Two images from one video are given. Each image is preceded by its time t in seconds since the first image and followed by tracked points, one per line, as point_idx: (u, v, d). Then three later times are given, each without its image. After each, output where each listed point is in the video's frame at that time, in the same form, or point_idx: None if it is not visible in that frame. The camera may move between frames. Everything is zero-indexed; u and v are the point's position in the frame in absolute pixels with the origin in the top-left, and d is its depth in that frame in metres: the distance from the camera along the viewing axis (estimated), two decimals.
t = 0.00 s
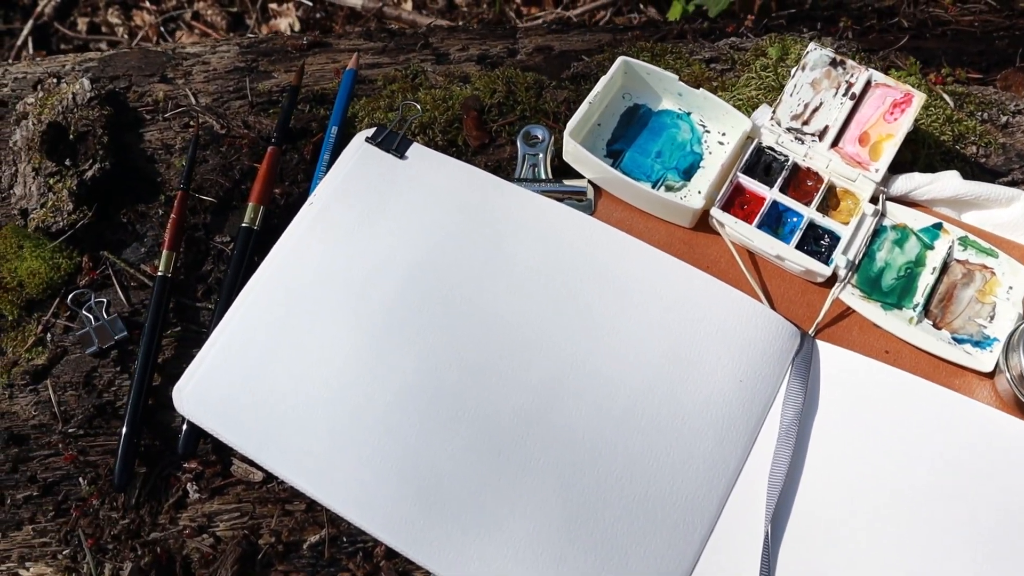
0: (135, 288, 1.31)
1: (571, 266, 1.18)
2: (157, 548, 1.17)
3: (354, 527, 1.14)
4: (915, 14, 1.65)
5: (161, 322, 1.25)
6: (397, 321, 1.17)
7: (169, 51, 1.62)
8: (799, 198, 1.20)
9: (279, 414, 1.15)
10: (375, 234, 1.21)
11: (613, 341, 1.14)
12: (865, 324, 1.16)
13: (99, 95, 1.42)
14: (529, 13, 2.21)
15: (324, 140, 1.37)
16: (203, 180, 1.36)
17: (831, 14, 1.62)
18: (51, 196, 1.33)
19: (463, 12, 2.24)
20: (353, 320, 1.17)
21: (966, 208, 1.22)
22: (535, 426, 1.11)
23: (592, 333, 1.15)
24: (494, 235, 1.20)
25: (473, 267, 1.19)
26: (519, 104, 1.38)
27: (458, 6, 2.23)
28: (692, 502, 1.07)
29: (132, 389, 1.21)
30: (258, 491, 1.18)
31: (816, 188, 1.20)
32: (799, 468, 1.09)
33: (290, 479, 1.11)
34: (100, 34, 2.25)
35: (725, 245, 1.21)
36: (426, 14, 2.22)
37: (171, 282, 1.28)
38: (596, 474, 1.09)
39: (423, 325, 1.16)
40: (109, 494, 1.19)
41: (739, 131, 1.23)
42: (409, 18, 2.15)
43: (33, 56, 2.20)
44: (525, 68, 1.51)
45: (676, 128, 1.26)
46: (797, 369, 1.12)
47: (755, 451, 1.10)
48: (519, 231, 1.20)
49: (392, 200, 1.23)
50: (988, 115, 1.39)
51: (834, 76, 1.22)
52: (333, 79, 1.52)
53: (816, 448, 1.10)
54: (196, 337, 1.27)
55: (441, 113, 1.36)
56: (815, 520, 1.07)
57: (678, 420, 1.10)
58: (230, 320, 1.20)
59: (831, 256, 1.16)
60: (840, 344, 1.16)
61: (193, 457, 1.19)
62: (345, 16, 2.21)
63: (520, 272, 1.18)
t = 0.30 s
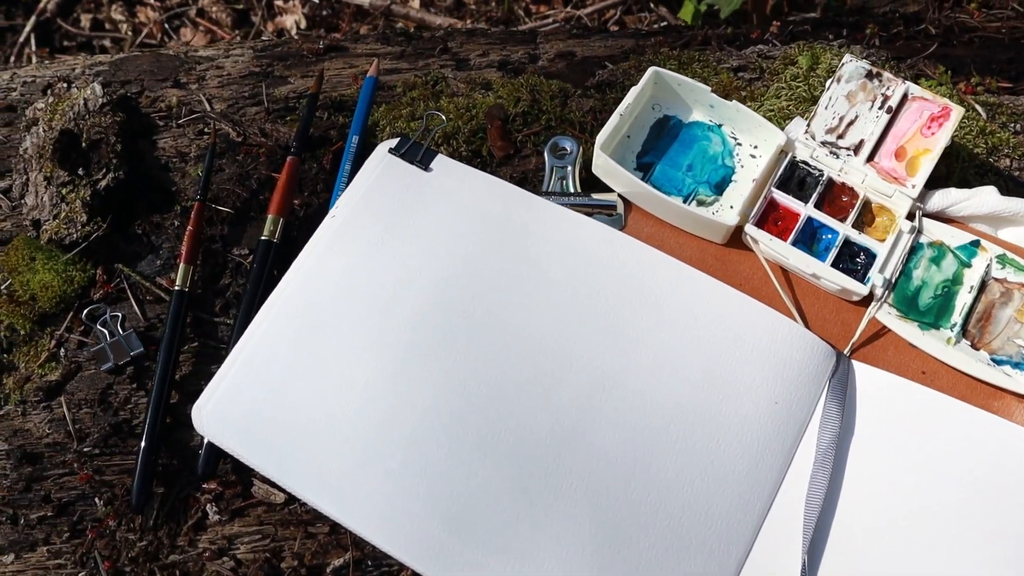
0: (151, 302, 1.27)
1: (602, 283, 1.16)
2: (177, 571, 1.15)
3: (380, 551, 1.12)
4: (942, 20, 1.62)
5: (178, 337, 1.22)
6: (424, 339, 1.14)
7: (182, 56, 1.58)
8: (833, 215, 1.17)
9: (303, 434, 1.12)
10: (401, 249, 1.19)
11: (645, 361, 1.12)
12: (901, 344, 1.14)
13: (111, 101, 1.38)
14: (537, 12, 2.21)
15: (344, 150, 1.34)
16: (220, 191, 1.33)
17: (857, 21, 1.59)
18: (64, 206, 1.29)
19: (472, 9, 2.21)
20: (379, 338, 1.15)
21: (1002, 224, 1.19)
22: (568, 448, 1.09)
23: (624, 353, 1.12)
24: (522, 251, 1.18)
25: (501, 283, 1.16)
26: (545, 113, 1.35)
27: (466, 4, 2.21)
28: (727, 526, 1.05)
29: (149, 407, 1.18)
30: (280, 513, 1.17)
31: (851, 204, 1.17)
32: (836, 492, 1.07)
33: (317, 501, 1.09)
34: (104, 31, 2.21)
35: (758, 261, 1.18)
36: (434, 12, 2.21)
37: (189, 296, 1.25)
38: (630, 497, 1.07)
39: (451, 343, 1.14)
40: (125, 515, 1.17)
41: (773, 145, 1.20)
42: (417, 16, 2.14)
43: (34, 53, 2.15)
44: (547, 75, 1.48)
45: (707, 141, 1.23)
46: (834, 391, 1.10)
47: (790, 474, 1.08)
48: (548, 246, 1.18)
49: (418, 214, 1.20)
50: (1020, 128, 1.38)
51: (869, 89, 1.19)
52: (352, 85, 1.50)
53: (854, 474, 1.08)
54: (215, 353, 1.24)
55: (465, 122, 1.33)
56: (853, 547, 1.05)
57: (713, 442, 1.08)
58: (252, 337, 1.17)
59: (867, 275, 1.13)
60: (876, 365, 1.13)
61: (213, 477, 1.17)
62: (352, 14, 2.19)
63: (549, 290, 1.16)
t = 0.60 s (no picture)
0: (165, 327, 1.26)
1: (624, 314, 1.14)
2: None
3: None
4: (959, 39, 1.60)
5: (193, 364, 1.20)
6: (445, 370, 1.12)
7: (193, 72, 1.56)
8: (858, 245, 1.16)
9: (322, 467, 1.10)
10: (420, 277, 1.17)
11: (668, 394, 1.10)
12: (925, 377, 1.13)
13: (123, 121, 1.37)
14: (543, 19, 2.22)
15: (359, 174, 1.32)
16: (234, 213, 1.32)
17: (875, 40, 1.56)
18: (76, 230, 1.28)
19: (477, 16, 2.21)
20: (398, 368, 1.12)
21: None
22: (592, 483, 1.07)
23: (647, 385, 1.10)
24: (543, 280, 1.16)
25: (523, 313, 1.14)
26: (563, 136, 1.33)
27: (471, 11, 2.21)
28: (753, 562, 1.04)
29: (165, 435, 1.16)
30: (298, 545, 1.16)
31: (875, 235, 1.16)
32: (862, 529, 1.06)
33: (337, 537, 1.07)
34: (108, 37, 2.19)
35: (781, 292, 1.17)
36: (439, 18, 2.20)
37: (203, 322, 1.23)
38: (655, 534, 1.05)
39: (471, 374, 1.12)
40: (140, 545, 1.16)
41: (796, 174, 1.18)
42: (423, 24, 2.13)
43: (39, 59, 2.14)
44: (562, 95, 1.46)
45: (728, 168, 1.22)
46: (859, 426, 1.09)
47: (814, 510, 1.07)
48: (569, 275, 1.16)
49: (436, 242, 1.18)
50: None
51: (894, 117, 1.17)
52: (366, 104, 1.48)
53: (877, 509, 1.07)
54: (230, 381, 1.22)
55: (482, 146, 1.31)
56: None
57: (738, 478, 1.06)
58: (269, 367, 1.15)
59: (892, 307, 1.12)
60: (900, 399, 1.13)
61: (229, 508, 1.16)
62: (358, 20, 2.18)
63: (570, 320, 1.14)
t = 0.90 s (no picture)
0: (185, 342, 1.24)
1: (657, 335, 1.12)
2: None
3: None
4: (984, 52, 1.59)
5: (214, 382, 1.18)
6: (476, 393, 1.10)
7: (209, 80, 1.54)
8: (892, 265, 1.14)
9: (351, 491, 1.08)
10: (448, 295, 1.15)
11: (703, 418, 1.08)
12: (962, 400, 1.11)
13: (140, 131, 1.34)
14: (552, 24, 2.20)
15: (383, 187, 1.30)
16: (254, 226, 1.29)
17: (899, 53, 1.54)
18: (94, 243, 1.25)
19: (485, 22, 2.20)
20: (428, 390, 1.11)
21: None
22: (627, 510, 1.05)
23: (681, 409, 1.09)
24: (575, 300, 1.14)
25: (554, 334, 1.13)
26: (589, 150, 1.31)
27: (479, 17, 2.20)
28: None
29: (186, 453, 1.14)
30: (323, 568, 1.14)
31: (910, 255, 1.14)
32: (899, 557, 1.04)
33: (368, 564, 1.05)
34: (113, 39, 2.16)
35: (815, 312, 1.15)
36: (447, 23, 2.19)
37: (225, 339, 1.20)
38: (690, 562, 1.04)
39: (503, 397, 1.10)
40: (161, 566, 1.15)
41: (830, 193, 1.17)
42: (433, 29, 2.06)
43: (43, 61, 2.11)
44: (585, 107, 1.44)
45: (760, 185, 1.20)
46: (896, 449, 1.07)
47: (850, 536, 1.05)
48: (600, 294, 1.14)
49: (464, 259, 1.16)
50: None
51: (929, 136, 1.15)
52: (387, 116, 1.46)
53: (915, 538, 1.05)
54: (252, 399, 1.20)
55: (508, 160, 1.29)
56: None
57: (775, 505, 1.05)
58: (293, 387, 1.13)
59: (928, 329, 1.11)
60: (937, 422, 1.11)
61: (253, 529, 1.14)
62: (366, 24, 2.15)
63: (603, 342, 1.12)
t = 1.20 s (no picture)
0: (213, 354, 1.22)
1: (696, 351, 1.11)
2: None
3: None
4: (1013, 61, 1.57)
5: (244, 395, 1.17)
6: (513, 409, 1.08)
7: (232, 85, 1.52)
8: (932, 282, 1.13)
9: (386, 509, 1.06)
10: (483, 309, 1.13)
11: (742, 437, 1.07)
12: (1001, 419, 1.11)
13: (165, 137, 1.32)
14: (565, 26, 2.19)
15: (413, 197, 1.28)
16: (282, 236, 1.28)
17: (928, 63, 1.51)
18: (121, 253, 1.24)
19: (498, 23, 2.18)
20: (464, 406, 1.09)
21: None
22: (667, 530, 1.04)
23: (721, 427, 1.07)
24: (612, 315, 1.13)
25: (592, 350, 1.11)
26: (621, 162, 1.30)
27: (492, 17, 2.18)
28: None
29: (217, 467, 1.13)
30: None
31: (950, 273, 1.13)
32: None
33: None
34: (124, 38, 2.14)
35: (853, 329, 1.14)
36: (460, 24, 2.18)
37: (254, 351, 1.19)
38: None
39: (540, 413, 1.08)
40: None
41: (868, 209, 1.16)
42: (446, 31, 2.05)
43: (54, 60, 2.10)
44: (613, 116, 1.43)
45: (797, 200, 1.19)
46: (937, 469, 1.06)
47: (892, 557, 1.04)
48: (637, 309, 1.13)
49: (499, 272, 1.15)
50: None
51: (969, 152, 1.14)
52: (414, 124, 1.42)
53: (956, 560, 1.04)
54: (282, 412, 1.19)
55: (540, 171, 1.28)
56: None
57: (815, 526, 1.04)
58: (325, 402, 1.11)
59: (968, 347, 1.10)
60: (976, 441, 1.10)
61: (284, 544, 1.14)
62: (378, 24, 2.13)
63: (641, 358, 1.11)
